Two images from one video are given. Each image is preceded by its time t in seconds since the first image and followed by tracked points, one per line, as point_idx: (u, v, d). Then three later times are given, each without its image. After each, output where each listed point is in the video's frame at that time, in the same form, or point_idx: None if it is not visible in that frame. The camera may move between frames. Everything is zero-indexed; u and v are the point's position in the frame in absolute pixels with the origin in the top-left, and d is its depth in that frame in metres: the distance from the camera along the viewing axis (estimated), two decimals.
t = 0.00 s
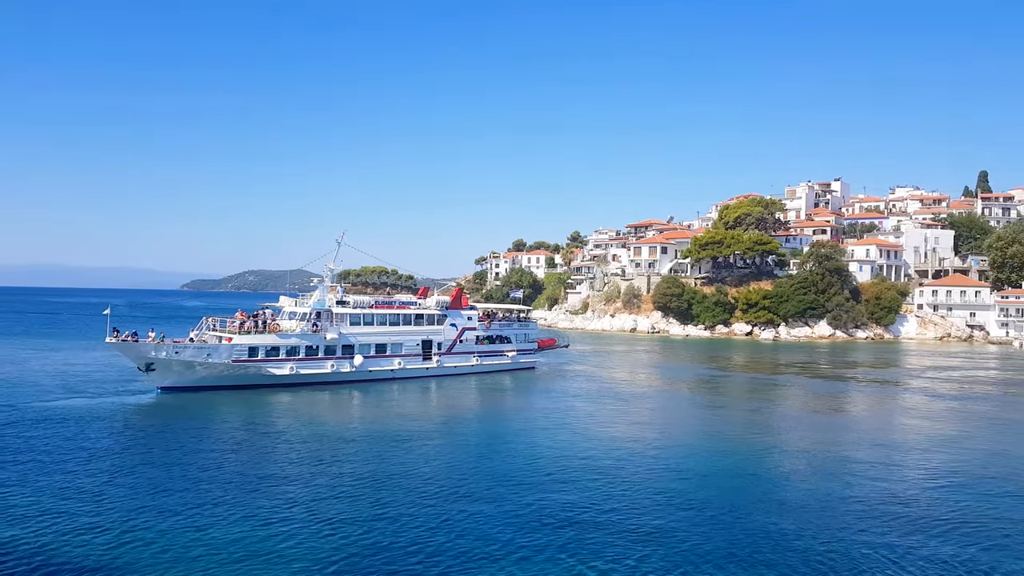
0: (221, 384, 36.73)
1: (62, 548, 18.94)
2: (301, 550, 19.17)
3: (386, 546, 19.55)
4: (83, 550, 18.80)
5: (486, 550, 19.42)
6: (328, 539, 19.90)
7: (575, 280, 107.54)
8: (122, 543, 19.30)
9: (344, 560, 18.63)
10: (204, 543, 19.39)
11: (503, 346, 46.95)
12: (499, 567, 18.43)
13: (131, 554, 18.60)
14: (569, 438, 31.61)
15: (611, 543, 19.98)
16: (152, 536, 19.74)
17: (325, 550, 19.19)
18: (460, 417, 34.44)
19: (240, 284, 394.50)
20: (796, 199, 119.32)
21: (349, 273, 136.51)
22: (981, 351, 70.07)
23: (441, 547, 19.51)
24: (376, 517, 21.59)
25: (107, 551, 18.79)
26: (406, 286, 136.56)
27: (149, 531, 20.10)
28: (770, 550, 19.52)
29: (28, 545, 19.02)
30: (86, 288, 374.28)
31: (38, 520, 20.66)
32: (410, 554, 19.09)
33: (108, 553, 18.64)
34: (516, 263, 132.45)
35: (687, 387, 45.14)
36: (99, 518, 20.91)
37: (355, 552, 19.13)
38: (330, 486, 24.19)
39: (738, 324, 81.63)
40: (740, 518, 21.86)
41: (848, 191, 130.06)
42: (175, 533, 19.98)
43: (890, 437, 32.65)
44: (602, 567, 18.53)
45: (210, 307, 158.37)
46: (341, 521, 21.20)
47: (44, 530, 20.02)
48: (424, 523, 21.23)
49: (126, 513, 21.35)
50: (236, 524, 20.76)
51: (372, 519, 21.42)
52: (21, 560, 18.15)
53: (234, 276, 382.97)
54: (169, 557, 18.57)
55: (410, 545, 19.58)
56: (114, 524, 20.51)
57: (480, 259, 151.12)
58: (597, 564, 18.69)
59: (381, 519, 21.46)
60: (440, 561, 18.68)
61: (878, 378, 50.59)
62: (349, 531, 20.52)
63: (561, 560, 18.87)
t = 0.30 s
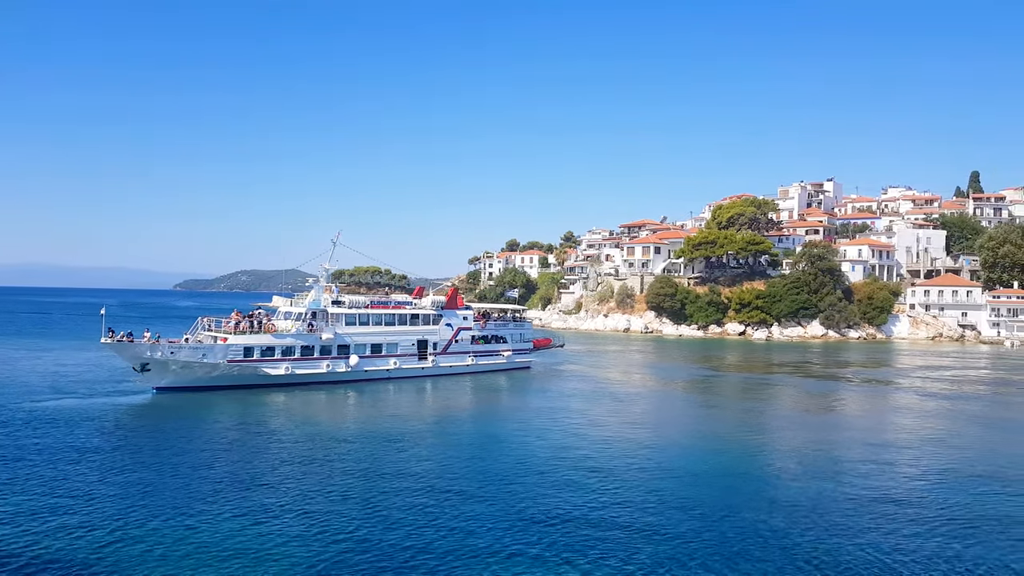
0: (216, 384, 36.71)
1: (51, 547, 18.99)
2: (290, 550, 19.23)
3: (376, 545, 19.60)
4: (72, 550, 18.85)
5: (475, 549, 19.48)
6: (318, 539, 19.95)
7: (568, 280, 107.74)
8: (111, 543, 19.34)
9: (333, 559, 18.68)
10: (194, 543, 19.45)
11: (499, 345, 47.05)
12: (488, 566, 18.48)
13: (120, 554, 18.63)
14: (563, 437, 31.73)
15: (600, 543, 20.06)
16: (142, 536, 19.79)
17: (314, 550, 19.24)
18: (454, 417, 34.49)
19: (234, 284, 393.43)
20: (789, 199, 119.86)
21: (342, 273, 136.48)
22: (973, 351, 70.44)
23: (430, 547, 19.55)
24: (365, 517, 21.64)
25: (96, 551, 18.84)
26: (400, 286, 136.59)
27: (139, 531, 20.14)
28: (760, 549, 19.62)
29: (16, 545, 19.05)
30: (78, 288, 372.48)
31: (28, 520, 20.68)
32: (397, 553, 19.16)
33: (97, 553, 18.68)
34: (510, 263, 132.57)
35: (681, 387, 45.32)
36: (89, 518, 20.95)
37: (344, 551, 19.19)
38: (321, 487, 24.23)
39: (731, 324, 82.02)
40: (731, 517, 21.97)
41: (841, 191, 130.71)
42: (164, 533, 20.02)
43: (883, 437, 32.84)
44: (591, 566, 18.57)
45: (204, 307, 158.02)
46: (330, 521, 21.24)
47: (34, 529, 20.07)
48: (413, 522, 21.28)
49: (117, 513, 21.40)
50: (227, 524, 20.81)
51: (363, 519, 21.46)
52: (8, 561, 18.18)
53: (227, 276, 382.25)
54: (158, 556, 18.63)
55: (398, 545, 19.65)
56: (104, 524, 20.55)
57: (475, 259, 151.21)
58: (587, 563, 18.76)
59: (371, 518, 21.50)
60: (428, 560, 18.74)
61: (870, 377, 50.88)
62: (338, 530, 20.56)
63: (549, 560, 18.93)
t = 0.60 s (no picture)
0: (215, 384, 36.74)
1: (47, 547, 19.05)
2: (286, 549, 19.33)
3: (372, 545, 19.69)
4: (69, 550, 18.90)
5: (470, 549, 19.56)
6: (313, 539, 20.02)
7: (565, 280, 107.80)
8: (108, 543, 19.39)
9: (329, 559, 18.77)
10: (189, 542, 19.52)
11: (498, 345, 47.13)
12: (485, 566, 18.58)
13: (115, 555, 18.70)
14: (563, 438, 31.81)
15: (597, 543, 20.14)
16: (139, 536, 19.86)
17: (310, 550, 19.32)
18: (453, 417, 34.53)
19: (230, 284, 392.77)
20: (785, 199, 120.12)
21: (339, 273, 136.46)
22: (970, 351, 70.63)
23: (426, 547, 19.64)
24: (362, 517, 21.67)
25: (93, 551, 18.89)
26: (397, 286, 136.53)
27: (135, 530, 20.22)
28: (758, 549, 19.72)
29: (13, 546, 19.09)
30: (75, 288, 371.72)
31: (25, 520, 20.71)
32: (393, 554, 19.17)
33: (94, 553, 18.76)
34: (507, 263, 132.63)
35: (679, 386, 45.46)
36: (86, 518, 21.02)
37: (340, 551, 19.27)
38: (318, 487, 24.25)
39: (728, 324, 82.23)
40: (730, 518, 22.06)
41: (838, 191, 130.99)
42: (160, 533, 20.07)
43: (881, 436, 33.01)
44: (588, 567, 18.63)
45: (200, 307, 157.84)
46: (326, 522, 21.25)
47: (31, 530, 20.13)
48: (410, 523, 21.31)
49: (113, 513, 21.45)
50: (222, 524, 20.88)
51: (359, 519, 21.51)
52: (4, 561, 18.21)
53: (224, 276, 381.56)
54: (154, 556, 18.69)
55: (394, 546, 19.67)
56: (102, 524, 20.65)
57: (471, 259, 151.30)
58: (585, 563, 18.84)
59: (367, 519, 21.56)
60: (424, 560, 18.80)
61: (867, 377, 51.07)
62: (334, 531, 20.57)
63: (546, 560, 19.01)
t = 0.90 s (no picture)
0: (207, 385, 36.67)
1: (31, 547, 19.00)
2: (274, 549, 19.35)
3: (360, 545, 19.73)
4: (55, 550, 18.89)
5: (458, 549, 19.64)
6: (301, 539, 20.05)
7: (555, 280, 107.96)
8: (97, 542, 19.39)
9: (316, 559, 18.80)
10: (175, 542, 19.53)
11: (490, 345, 47.24)
12: (472, 566, 18.65)
13: (100, 555, 18.67)
14: (553, 438, 31.92)
15: (586, 543, 20.24)
16: (125, 536, 19.84)
17: (297, 549, 19.35)
18: (446, 417, 34.59)
19: (218, 284, 391.30)
20: (775, 199, 120.83)
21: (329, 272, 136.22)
22: (955, 351, 70.35)
23: (414, 547, 19.69)
24: (352, 517, 21.72)
25: (79, 551, 18.87)
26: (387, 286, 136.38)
27: (122, 530, 20.20)
28: (745, 549, 19.87)
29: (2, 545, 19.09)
30: (62, 287, 369.16)
31: (14, 521, 20.68)
32: (381, 554, 19.23)
33: (80, 553, 18.73)
34: (497, 263, 132.70)
35: (670, 386, 45.68)
36: (72, 518, 20.99)
37: (328, 551, 19.30)
38: (308, 487, 24.28)
39: (717, 324, 82.72)
40: (720, 518, 22.18)
41: (826, 191, 131.88)
42: (147, 533, 20.06)
43: (870, 436, 33.29)
44: (576, 567, 18.71)
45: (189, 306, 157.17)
46: (316, 522, 21.28)
47: (21, 529, 20.12)
48: (400, 522, 21.38)
49: (100, 512, 21.43)
50: (209, 524, 20.88)
51: (347, 519, 21.55)
52: None
53: (213, 276, 380.70)
54: (140, 555, 18.68)
55: (382, 545, 19.73)
56: (88, 524, 20.61)
57: (462, 258, 151.31)
58: (574, 564, 18.91)
59: (356, 518, 21.60)
60: (412, 560, 18.86)
61: (856, 377, 51.50)
62: (323, 531, 20.60)
63: (534, 560, 19.10)
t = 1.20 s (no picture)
0: (193, 385, 36.49)
1: (9, 549, 18.92)
2: (254, 549, 19.37)
3: (341, 545, 19.78)
4: (32, 552, 18.82)
5: (439, 549, 19.71)
6: (281, 540, 20.05)
7: (541, 280, 108.20)
8: (77, 544, 19.36)
9: (296, 560, 18.82)
10: (155, 543, 19.50)
11: (478, 345, 47.32)
12: (453, 566, 18.71)
13: (78, 557, 18.60)
14: (540, 437, 32.06)
15: (569, 543, 20.37)
16: (103, 537, 19.78)
17: (277, 550, 19.38)
18: (434, 417, 34.62)
19: (202, 284, 388.56)
20: (759, 200, 121.86)
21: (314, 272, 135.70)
22: (939, 351, 71.07)
23: (394, 547, 19.77)
24: (334, 517, 21.76)
25: (59, 553, 18.81)
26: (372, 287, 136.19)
27: (101, 531, 20.15)
28: (727, 548, 20.06)
29: None
30: (42, 287, 364.69)
31: None
32: (361, 554, 19.28)
33: (58, 555, 18.69)
34: (483, 263, 132.78)
35: (655, 386, 45.95)
36: (50, 520, 20.91)
37: (308, 551, 19.34)
38: (291, 487, 24.28)
39: (702, 324, 83.34)
40: (703, 517, 22.37)
41: (810, 192, 133.20)
42: (127, 534, 20.01)
43: (853, 435, 33.69)
44: (560, 566, 18.81)
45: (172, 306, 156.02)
46: (298, 522, 21.31)
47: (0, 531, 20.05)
48: (382, 523, 21.43)
49: (79, 514, 21.34)
50: (191, 525, 20.86)
51: (329, 519, 21.58)
52: None
53: (196, 275, 377.98)
54: (118, 557, 18.65)
55: (363, 546, 19.79)
56: (66, 525, 20.51)
57: (447, 258, 151.13)
58: (557, 564, 19.02)
59: (337, 519, 21.64)
60: (393, 561, 18.92)
61: (839, 376, 52.08)
62: (305, 531, 20.63)
63: (515, 560, 19.19)
